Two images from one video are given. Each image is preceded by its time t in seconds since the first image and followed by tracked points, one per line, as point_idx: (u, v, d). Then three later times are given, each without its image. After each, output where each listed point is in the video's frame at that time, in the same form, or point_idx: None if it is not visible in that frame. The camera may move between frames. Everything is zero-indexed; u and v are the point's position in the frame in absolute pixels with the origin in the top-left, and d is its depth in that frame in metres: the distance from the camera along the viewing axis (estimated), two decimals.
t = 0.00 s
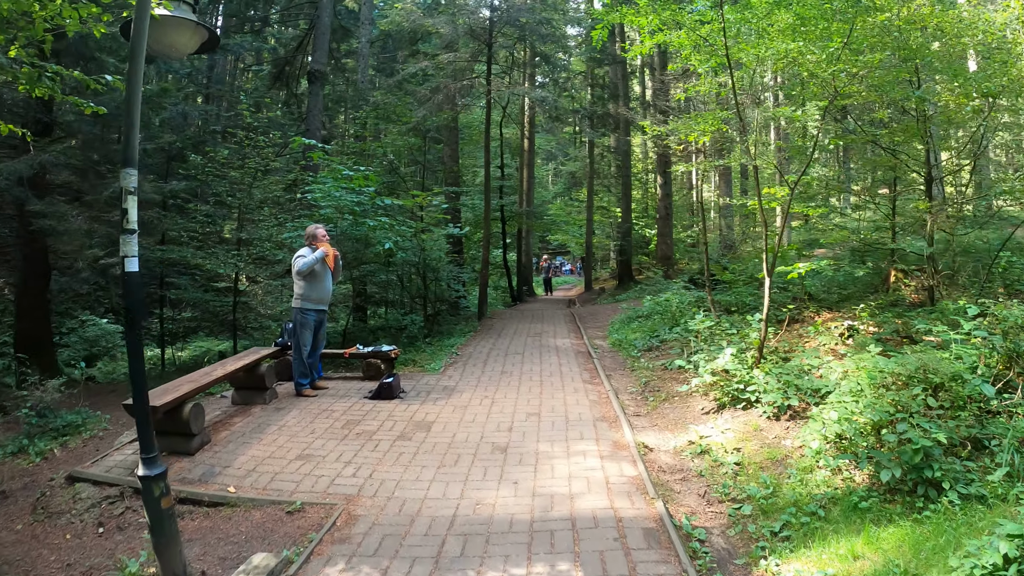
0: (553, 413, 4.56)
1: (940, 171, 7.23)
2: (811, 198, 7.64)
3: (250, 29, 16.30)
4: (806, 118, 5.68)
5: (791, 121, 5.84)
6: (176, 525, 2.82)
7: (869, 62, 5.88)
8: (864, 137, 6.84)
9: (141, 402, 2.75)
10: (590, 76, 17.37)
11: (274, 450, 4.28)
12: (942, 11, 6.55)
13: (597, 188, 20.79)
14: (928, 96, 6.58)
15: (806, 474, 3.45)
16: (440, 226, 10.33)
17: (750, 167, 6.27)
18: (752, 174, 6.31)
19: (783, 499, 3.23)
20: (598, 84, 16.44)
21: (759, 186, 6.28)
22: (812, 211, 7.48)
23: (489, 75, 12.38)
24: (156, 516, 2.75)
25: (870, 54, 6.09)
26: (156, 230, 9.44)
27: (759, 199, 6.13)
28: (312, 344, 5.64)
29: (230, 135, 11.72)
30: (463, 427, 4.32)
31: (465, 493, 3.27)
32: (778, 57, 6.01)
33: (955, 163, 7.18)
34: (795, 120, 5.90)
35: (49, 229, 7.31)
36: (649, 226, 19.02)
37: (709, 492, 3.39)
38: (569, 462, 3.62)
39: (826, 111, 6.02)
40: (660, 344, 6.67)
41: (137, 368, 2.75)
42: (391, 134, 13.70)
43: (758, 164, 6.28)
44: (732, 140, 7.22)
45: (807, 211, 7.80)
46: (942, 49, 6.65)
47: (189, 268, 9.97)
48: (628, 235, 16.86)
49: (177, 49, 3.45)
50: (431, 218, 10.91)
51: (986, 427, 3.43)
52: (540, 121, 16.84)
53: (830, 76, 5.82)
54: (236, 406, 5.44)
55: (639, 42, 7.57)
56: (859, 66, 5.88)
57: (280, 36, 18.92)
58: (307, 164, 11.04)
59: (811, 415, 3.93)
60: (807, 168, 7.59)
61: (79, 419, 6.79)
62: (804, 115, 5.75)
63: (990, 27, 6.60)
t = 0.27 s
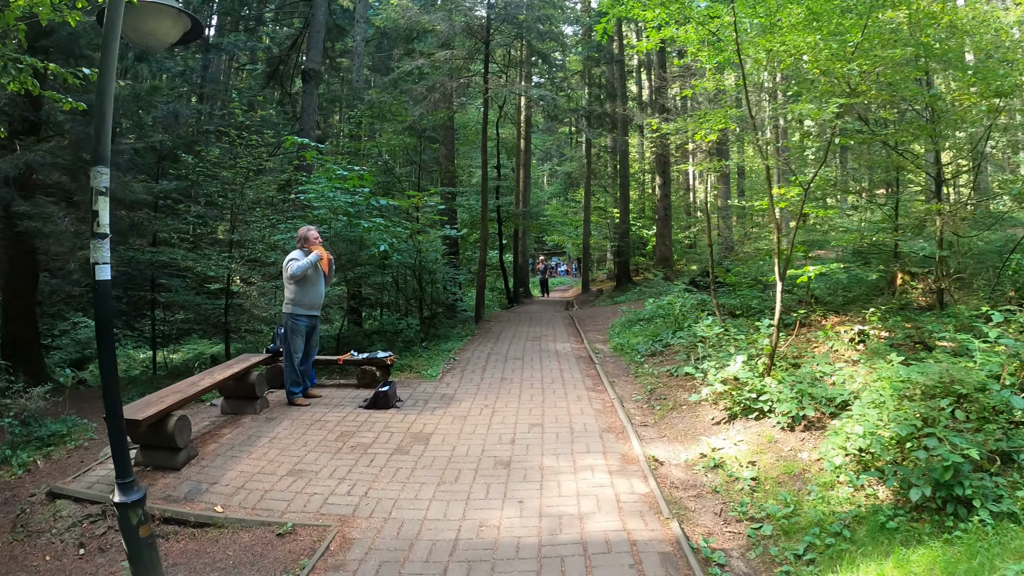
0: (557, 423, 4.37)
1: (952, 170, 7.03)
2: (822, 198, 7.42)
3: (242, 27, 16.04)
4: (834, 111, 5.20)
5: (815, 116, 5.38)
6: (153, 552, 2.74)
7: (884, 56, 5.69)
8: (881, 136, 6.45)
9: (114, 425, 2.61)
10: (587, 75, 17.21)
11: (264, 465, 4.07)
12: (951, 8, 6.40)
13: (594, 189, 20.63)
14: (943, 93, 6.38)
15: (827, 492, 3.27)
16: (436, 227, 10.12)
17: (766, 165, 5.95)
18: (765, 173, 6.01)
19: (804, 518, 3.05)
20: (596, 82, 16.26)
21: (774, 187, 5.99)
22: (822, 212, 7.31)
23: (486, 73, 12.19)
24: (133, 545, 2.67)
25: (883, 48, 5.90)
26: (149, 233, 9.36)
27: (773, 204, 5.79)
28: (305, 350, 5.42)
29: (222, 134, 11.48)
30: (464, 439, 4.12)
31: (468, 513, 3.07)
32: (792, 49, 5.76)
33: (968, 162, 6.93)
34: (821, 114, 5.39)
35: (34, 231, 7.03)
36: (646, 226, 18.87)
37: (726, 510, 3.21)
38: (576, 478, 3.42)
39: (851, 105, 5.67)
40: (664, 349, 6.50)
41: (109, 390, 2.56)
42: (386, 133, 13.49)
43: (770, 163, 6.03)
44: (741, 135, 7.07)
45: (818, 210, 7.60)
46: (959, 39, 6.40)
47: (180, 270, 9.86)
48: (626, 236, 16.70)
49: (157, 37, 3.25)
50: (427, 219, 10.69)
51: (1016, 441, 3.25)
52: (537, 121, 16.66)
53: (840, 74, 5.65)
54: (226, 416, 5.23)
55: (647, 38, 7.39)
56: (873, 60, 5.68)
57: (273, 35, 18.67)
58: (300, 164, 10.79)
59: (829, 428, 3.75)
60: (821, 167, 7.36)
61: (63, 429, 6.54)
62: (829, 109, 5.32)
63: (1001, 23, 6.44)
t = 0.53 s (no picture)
0: (559, 428, 4.18)
1: (963, 166, 6.77)
2: (831, 194, 7.23)
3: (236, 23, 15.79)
4: (852, 100, 4.96)
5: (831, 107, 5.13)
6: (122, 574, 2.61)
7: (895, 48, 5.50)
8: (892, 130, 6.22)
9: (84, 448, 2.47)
10: (585, 72, 17.02)
11: (251, 473, 3.86)
12: None
13: (592, 187, 20.44)
14: (959, 86, 6.15)
15: (846, 502, 3.09)
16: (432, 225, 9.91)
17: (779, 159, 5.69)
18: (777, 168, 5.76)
19: (825, 530, 2.86)
20: (595, 77, 16.05)
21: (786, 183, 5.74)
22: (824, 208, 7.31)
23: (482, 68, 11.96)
24: (105, 567, 2.55)
25: (897, 39, 5.68)
26: (137, 232, 9.60)
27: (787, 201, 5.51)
28: (295, 352, 5.20)
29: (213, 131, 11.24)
30: (461, 446, 3.92)
31: (466, 528, 2.88)
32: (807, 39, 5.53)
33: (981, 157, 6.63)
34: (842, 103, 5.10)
35: (19, 229, 6.75)
36: (644, 225, 18.70)
37: (741, 522, 3.02)
38: (581, 488, 3.23)
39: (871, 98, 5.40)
40: (666, 350, 6.32)
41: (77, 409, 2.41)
42: (382, 130, 13.28)
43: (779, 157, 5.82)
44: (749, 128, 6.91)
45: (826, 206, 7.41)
46: (978, 31, 6.11)
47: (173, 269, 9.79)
48: (624, 235, 16.54)
49: (135, 19, 3.03)
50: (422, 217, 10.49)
51: None
52: (534, 118, 16.46)
53: (850, 64, 5.45)
54: (214, 420, 5.02)
55: (649, 28, 7.21)
56: (887, 51, 5.48)
57: (267, 31, 18.41)
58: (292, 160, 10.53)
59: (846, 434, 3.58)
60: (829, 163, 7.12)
61: (47, 433, 6.30)
62: (844, 98, 5.09)
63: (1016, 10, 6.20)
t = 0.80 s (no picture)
0: (558, 441, 3.95)
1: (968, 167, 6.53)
2: (839, 193, 7.02)
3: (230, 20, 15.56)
4: (873, 93, 4.78)
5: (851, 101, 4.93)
6: None
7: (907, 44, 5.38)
8: (899, 129, 6.03)
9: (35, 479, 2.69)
10: (583, 71, 16.83)
11: (231, 490, 3.63)
12: None
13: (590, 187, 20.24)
14: (970, 82, 5.94)
15: (868, 526, 2.88)
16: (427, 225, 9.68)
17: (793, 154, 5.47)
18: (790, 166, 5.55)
19: (847, 557, 2.64)
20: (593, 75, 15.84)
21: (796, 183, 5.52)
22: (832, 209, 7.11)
23: (479, 65, 11.73)
24: None
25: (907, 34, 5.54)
26: (126, 232, 9.55)
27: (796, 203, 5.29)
28: (282, 359, 4.95)
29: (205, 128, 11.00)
30: (456, 460, 3.69)
31: (458, 554, 2.65)
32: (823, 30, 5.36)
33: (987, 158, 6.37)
34: (863, 95, 4.91)
35: None
36: (643, 226, 18.49)
37: (755, 547, 2.80)
38: (582, 509, 3.01)
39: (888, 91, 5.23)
40: (670, 356, 6.11)
41: (27, 431, 2.48)
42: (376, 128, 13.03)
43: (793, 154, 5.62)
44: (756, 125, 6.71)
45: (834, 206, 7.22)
46: (997, 20, 5.77)
47: (164, 270, 9.59)
48: (622, 236, 16.34)
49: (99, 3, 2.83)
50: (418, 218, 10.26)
51: None
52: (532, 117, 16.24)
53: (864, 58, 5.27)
54: (197, 430, 4.78)
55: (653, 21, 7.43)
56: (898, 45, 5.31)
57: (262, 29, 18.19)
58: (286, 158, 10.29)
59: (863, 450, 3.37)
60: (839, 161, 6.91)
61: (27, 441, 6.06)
62: (865, 91, 4.90)
63: None
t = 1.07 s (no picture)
0: (558, 454, 3.77)
1: (978, 168, 6.37)
2: (846, 194, 6.87)
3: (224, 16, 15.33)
4: (891, 91, 4.68)
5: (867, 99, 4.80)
6: None
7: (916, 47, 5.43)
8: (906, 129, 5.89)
9: None
10: (581, 70, 16.64)
11: (212, 507, 3.44)
12: None
13: (588, 188, 20.06)
14: (982, 81, 5.76)
15: (885, 552, 2.72)
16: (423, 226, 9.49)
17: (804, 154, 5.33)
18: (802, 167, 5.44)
19: None
20: (592, 74, 15.66)
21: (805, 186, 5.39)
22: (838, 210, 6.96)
23: (477, 62, 11.52)
24: None
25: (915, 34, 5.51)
26: (115, 233, 9.41)
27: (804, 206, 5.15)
28: (269, 366, 4.77)
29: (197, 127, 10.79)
30: (449, 475, 3.51)
31: None
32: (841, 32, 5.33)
33: (1000, 159, 6.17)
34: (883, 92, 4.80)
35: None
36: (642, 226, 18.30)
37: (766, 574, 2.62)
38: (584, 531, 2.83)
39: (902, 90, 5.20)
40: (672, 362, 5.94)
41: None
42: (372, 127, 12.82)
43: (806, 153, 5.53)
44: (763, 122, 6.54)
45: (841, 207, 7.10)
46: (1011, 17, 5.61)
47: (155, 271, 9.39)
48: (621, 237, 16.18)
49: None
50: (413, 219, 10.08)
51: None
52: (529, 117, 16.06)
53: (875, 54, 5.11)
54: (182, 440, 4.60)
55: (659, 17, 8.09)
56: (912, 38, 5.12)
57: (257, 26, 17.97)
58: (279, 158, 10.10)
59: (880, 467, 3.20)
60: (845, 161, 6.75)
61: (7, 449, 5.85)
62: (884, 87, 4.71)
63: None
